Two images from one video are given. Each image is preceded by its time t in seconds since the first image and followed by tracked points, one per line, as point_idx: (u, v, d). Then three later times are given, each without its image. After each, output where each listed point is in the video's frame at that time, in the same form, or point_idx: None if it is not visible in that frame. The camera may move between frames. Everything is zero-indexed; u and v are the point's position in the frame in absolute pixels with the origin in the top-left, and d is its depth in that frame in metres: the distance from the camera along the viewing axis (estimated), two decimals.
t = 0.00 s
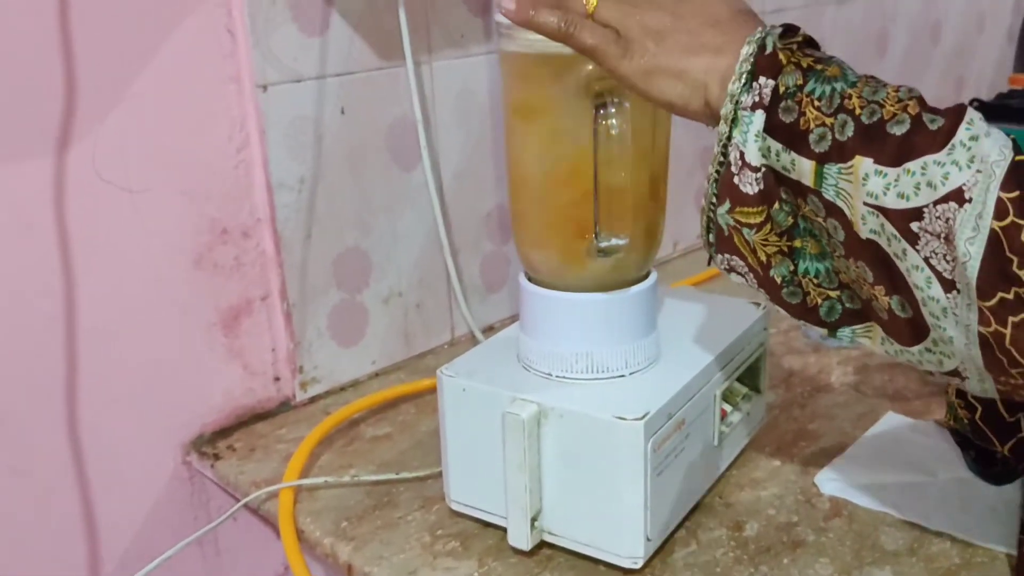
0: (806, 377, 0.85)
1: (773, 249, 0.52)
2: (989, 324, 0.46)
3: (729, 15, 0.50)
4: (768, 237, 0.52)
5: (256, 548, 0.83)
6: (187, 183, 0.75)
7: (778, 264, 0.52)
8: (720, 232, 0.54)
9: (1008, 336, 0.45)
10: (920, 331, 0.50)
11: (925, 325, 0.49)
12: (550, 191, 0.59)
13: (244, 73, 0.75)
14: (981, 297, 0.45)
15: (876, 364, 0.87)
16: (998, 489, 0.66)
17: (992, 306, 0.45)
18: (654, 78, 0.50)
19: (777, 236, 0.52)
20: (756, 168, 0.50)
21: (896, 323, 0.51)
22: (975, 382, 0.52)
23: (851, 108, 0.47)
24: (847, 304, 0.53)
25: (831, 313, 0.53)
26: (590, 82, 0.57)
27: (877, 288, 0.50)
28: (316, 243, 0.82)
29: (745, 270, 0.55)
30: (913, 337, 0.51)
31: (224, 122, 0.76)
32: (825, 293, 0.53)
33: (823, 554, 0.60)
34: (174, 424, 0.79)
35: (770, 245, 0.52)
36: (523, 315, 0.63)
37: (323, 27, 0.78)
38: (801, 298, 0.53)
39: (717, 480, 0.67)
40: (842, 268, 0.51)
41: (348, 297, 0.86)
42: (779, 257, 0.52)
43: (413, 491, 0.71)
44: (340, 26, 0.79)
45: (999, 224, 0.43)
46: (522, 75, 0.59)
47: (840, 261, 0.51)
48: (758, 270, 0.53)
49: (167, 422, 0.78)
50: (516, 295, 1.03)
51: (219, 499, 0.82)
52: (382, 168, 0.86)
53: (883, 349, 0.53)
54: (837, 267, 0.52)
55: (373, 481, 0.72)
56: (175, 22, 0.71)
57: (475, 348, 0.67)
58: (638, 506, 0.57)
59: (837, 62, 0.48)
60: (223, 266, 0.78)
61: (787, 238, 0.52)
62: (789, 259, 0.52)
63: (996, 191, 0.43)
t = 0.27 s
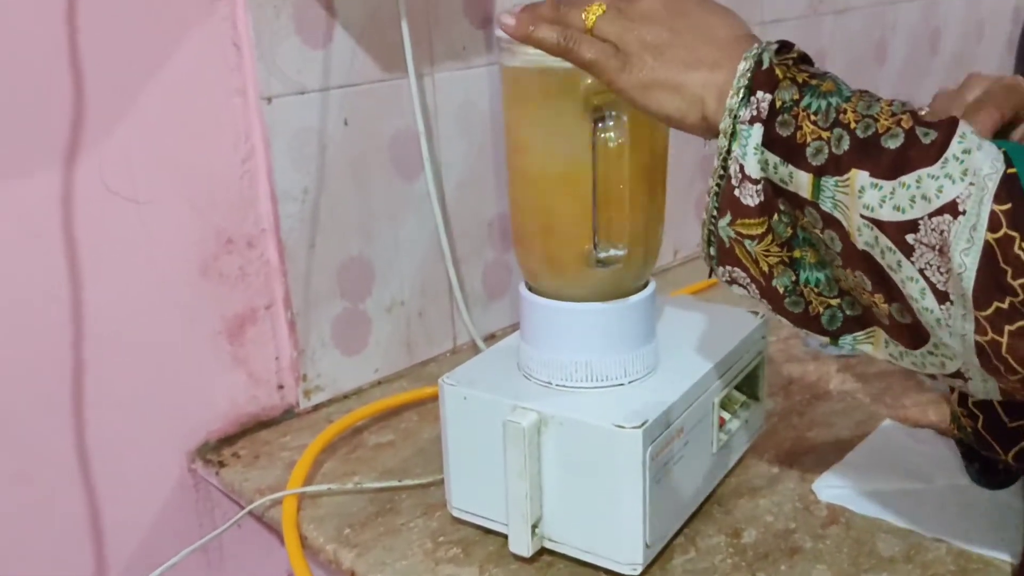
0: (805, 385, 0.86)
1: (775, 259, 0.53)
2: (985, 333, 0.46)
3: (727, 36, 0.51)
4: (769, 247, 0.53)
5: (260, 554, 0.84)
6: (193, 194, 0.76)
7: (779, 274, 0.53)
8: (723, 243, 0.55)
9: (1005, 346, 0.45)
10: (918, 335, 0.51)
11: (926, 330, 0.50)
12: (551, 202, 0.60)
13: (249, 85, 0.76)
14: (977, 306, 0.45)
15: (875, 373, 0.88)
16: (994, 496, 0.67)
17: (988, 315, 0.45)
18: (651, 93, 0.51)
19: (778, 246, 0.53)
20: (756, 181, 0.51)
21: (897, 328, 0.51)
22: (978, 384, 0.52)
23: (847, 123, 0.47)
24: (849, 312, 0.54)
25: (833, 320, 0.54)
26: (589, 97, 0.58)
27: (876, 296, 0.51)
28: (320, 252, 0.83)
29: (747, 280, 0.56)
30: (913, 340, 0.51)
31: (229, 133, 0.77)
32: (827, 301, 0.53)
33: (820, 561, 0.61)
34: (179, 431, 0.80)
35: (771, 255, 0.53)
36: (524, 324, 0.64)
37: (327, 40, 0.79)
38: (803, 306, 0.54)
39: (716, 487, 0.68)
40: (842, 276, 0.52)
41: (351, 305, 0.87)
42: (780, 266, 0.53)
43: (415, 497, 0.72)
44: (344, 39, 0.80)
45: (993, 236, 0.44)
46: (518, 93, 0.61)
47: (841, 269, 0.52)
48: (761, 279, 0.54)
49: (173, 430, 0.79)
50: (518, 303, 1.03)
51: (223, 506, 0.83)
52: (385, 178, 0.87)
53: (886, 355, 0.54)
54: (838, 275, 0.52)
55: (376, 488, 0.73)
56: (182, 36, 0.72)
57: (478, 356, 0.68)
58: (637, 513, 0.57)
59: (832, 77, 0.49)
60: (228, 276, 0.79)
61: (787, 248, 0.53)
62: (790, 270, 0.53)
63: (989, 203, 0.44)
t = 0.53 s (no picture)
0: (801, 391, 0.87)
1: (773, 274, 0.55)
2: (973, 348, 0.48)
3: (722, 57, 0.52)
4: (767, 263, 0.54)
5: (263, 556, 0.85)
6: (199, 203, 0.77)
7: (779, 287, 0.54)
8: (721, 259, 0.56)
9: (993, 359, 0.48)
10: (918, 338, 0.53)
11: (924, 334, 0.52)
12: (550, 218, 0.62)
13: (254, 97, 0.78)
14: (965, 324, 0.48)
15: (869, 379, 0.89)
16: (985, 500, 0.69)
17: (976, 332, 0.47)
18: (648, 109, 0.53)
19: (775, 261, 0.54)
20: (750, 199, 0.53)
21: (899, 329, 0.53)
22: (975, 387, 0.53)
23: (836, 146, 0.49)
24: (849, 321, 0.55)
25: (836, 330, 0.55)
26: (586, 112, 0.59)
27: (876, 301, 0.52)
28: (323, 260, 0.85)
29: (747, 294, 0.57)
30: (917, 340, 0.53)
31: (234, 144, 0.78)
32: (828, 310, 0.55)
33: (813, 563, 0.62)
34: (184, 436, 0.81)
35: (769, 271, 0.55)
36: (525, 332, 0.66)
37: (330, 52, 0.81)
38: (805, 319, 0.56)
39: (712, 491, 0.70)
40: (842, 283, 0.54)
41: (353, 312, 0.89)
42: (778, 281, 0.55)
43: (417, 501, 0.73)
44: (347, 51, 0.82)
45: (978, 258, 0.46)
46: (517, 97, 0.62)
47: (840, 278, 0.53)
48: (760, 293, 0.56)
49: (178, 435, 0.81)
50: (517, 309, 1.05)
51: (228, 509, 0.85)
52: (387, 187, 0.88)
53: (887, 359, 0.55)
54: (837, 284, 0.54)
55: (379, 492, 0.74)
56: (189, 49, 0.74)
57: (478, 363, 0.69)
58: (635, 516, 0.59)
59: (821, 100, 0.51)
60: (233, 283, 0.81)
61: (785, 263, 0.54)
62: (789, 284, 0.55)
63: (974, 226, 0.46)
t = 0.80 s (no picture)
0: (796, 394, 0.89)
1: (776, 280, 0.56)
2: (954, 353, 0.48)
3: (712, 71, 0.56)
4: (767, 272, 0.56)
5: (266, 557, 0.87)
6: (204, 209, 0.79)
7: (782, 294, 0.56)
8: (725, 267, 0.58)
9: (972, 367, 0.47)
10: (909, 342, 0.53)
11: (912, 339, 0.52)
12: (547, 229, 0.64)
13: (258, 105, 0.79)
14: (947, 330, 0.48)
15: (863, 382, 0.91)
16: (976, 502, 0.70)
17: (956, 340, 0.47)
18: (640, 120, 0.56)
19: (773, 270, 0.56)
20: (743, 212, 0.54)
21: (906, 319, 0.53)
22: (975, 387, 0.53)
23: (825, 162, 0.51)
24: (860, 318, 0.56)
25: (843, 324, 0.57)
26: (582, 120, 0.61)
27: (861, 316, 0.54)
28: (325, 264, 0.86)
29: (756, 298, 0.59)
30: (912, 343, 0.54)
31: (238, 151, 0.80)
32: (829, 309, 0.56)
33: (806, 563, 0.64)
34: (189, 438, 0.82)
35: (771, 279, 0.56)
36: (524, 337, 0.67)
37: (333, 60, 0.82)
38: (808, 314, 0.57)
39: (707, 493, 0.71)
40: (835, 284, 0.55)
41: (355, 315, 0.90)
42: (779, 284, 0.56)
43: (417, 502, 0.75)
44: (349, 59, 0.83)
45: (959, 268, 0.46)
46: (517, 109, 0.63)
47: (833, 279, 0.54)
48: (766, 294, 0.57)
49: (183, 437, 0.82)
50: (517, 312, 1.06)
51: (231, 511, 0.86)
52: (388, 193, 0.89)
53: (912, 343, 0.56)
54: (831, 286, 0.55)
55: (380, 493, 0.75)
56: (194, 58, 0.75)
57: (479, 365, 0.71)
58: (631, 517, 0.60)
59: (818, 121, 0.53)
60: (237, 288, 0.82)
61: (782, 270, 0.56)
62: (793, 288, 0.56)
63: (958, 238, 0.46)
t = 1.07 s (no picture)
0: (795, 395, 0.89)
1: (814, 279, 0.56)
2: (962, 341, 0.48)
3: (711, 81, 0.57)
4: (802, 274, 0.56)
5: (267, 557, 0.87)
6: (206, 211, 0.79)
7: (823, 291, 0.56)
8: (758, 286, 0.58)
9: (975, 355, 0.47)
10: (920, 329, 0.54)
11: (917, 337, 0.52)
12: (552, 232, 0.64)
13: (260, 107, 0.79)
14: (960, 320, 0.47)
15: (862, 384, 0.91)
16: (974, 502, 0.70)
17: (968, 331, 0.47)
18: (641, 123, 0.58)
19: (803, 269, 0.56)
20: (756, 220, 0.55)
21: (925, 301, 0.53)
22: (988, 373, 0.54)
23: (858, 176, 0.52)
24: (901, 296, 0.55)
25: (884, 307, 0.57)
26: (582, 124, 0.62)
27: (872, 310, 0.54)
28: (326, 266, 0.86)
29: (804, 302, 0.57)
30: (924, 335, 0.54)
31: (240, 153, 0.80)
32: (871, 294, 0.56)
33: (804, 562, 0.64)
34: (191, 439, 0.83)
35: (808, 278, 0.56)
36: (524, 338, 0.67)
37: (334, 63, 0.82)
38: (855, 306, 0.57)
39: (706, 493, 0.71)
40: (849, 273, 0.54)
41: (356, 317, 0.90)
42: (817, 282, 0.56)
43: (418, 502, 0.75)
44: (350, 62, 0.83)
45: (981, 259, 0.46)
46: (518, 116, 0.64)
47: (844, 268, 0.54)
48: (816, 296, 0.56)
49: (185, 438, 0.82)
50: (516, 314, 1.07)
51: (233, 511, 0.86)
52: (389, 195, 0.90)
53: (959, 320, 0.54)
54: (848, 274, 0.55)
55: (381, 493, 0.76)
56: (196, 61, 0.75)
57: (479, 367, 0.71)
58: (631, 517, 0.60)
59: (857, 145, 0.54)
60: (239, 289, 0.83)
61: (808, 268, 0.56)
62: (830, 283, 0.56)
63: (989, 236, 0.46)
